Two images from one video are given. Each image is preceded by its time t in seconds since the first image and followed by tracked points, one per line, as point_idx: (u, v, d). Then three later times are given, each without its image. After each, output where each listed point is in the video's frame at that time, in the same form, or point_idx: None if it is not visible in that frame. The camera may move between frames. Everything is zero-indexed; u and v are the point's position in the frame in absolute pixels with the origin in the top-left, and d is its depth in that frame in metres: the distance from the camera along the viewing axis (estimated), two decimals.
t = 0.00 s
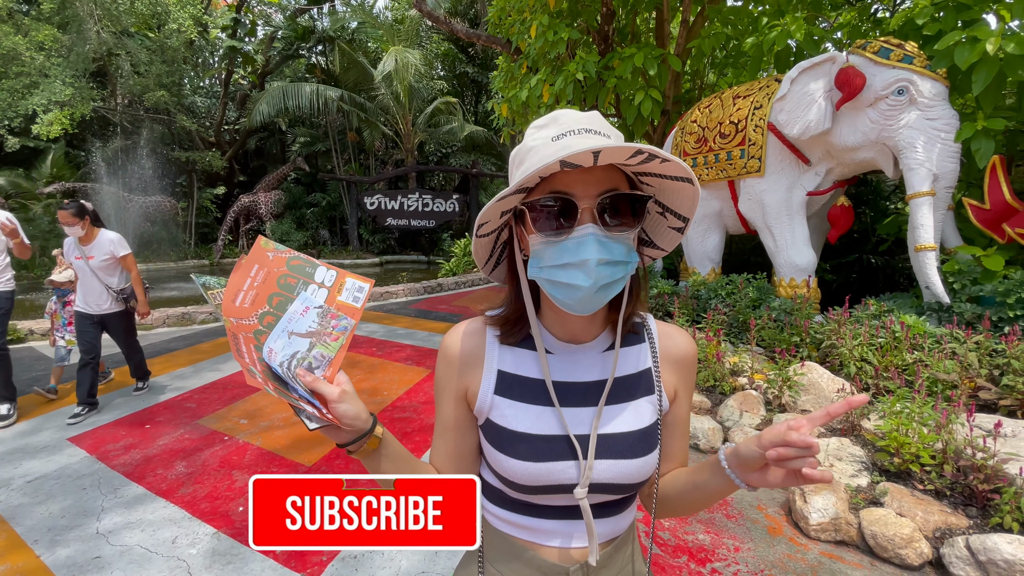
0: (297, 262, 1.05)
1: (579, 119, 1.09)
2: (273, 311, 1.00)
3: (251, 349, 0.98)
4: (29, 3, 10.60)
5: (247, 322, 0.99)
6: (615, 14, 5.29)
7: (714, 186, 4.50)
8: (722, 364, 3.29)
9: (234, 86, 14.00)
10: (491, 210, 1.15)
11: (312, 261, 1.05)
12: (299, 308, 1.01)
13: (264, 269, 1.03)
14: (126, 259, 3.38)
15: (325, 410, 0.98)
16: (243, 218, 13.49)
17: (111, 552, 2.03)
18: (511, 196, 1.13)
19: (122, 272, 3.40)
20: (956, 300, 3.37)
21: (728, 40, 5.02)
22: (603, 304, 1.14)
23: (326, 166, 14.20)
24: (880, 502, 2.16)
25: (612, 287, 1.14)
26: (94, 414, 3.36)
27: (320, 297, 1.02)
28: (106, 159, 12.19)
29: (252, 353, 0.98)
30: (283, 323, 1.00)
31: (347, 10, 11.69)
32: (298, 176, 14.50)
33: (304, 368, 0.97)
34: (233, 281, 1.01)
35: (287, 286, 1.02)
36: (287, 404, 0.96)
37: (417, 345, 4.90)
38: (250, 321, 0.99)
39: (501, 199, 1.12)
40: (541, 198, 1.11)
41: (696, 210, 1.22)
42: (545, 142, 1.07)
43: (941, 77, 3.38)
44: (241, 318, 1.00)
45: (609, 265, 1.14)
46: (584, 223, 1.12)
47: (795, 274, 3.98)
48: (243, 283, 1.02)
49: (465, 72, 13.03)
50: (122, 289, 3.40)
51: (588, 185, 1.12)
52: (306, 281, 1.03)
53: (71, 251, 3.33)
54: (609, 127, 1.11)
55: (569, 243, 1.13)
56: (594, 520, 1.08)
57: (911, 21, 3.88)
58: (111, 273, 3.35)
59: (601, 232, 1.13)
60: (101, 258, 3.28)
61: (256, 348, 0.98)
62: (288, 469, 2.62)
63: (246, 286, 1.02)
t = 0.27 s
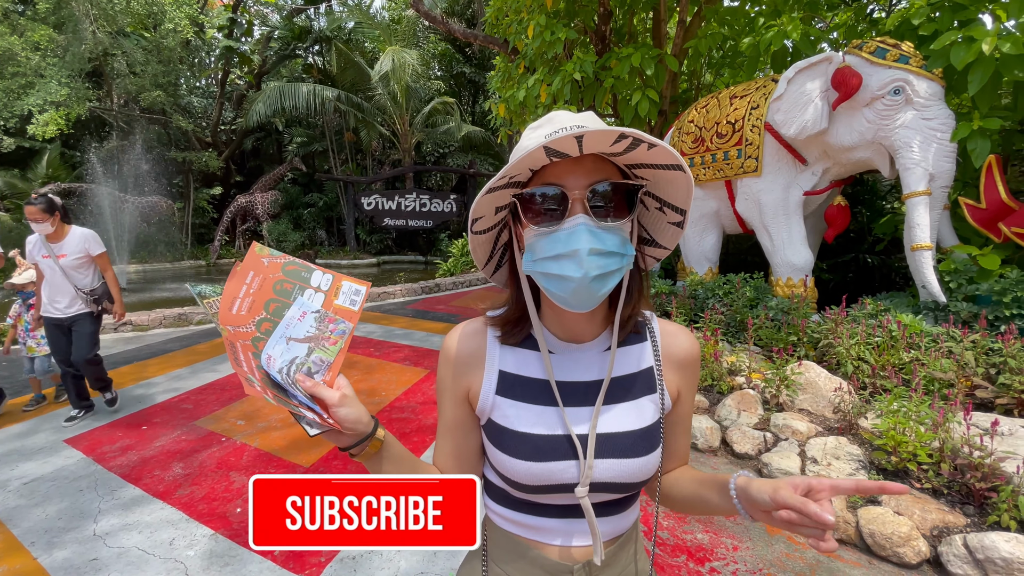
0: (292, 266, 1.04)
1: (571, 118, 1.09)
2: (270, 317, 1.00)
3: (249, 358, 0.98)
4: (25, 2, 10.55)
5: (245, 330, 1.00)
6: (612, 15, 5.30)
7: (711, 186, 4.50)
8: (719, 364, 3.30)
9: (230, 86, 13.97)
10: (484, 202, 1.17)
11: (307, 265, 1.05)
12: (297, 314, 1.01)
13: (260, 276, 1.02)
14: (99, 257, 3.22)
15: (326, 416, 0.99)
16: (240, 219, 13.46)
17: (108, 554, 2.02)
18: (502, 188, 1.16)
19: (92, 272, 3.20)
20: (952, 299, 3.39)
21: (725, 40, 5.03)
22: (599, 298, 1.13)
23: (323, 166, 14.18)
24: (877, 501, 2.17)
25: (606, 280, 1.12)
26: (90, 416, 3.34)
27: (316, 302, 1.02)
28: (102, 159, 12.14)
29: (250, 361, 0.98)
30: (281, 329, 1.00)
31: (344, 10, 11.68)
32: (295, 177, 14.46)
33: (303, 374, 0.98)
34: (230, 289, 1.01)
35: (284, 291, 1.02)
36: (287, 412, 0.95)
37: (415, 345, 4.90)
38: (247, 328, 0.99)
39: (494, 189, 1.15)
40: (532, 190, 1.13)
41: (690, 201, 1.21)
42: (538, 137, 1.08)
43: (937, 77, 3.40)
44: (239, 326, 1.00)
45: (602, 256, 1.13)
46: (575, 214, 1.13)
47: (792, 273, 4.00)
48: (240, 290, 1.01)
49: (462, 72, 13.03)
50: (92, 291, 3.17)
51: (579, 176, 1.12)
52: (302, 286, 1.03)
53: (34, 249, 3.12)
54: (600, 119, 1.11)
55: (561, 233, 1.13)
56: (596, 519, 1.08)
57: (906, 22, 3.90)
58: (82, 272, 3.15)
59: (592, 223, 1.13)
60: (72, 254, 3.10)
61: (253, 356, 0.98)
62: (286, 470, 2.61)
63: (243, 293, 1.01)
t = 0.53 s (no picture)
0: (288, 272, 1.03)
1: (571, 117, 1.08)
2: (267, 325, 1.00)
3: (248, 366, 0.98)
4: (21, 2, 10.51)
5: (243, 338, 0.99)
6: (610, 15, 5.30)
7: (709, 186, 4.51)
8: (718, 363, 3.30)
9: (227, 86, 13.94)
10: (483, 204, 1.17)
11: (302, 270, 1.03)
12: (293, 320, 1.00)
13: (255, 282, 1.00)
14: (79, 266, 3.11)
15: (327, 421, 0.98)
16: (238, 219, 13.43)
17: (105, 557, 2.01)
18: (501, 190, 1.16)
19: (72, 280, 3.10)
20: (950, 298, 3.40)
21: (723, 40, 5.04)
22: (599, 296, 1.13)
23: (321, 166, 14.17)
24: (877, 501, 2.18)
25: (606, 277, 1.12)
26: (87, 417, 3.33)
27: (313, 307, 1.00)
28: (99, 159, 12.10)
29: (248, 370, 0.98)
30: (278, 336, 0.99)
31: (341, 10, 11.67)
32: (293, 177, 14.43)
33: (303, 380, 0.97)
34: (224, 297, 0.99)
35: (280, 298, 1.01)
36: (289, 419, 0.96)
37: (413, 346, 4.89)
38: (245, 337, 0.99)
39: (493, 190, 1.14)
40: (531, 191, 1.13)
41: (688, 199, 1.21)
42: (537, 137, 1.07)
43: (934, 78, 3.41)
44: (236, 334, 0.99)
45: (601, 255, 1.13)
46: (574, 213, 1.12)
47: (791, 273, 4.00)
48: (235, 298, 1.00)
49: (460, 72, 13.02)
50: (71, 300, 3.04)
51: (577, 177, 1.11)
52: (298, 291, 1.01)
53: (9, 255, 3.00)
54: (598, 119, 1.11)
55: (561, 233, 1.13)
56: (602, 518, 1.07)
57: (903, 23, 3.91)
58: (60, 281, 3.04)
59: (591, 222, 1.13)
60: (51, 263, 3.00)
61: (252, 364, 0.98)
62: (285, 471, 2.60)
63: (238, 301, 1.00)
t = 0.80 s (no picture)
0: (271, 290, 1.00)
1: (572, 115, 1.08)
2: (252, 348, 0.97)
3: (235, 396, 0.95)
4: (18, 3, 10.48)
5: (228, 365, 0.97)
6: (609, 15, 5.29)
7: (708, 186, 4.51)
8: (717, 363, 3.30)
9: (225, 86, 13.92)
10: (484, 199, 1.17)
11: (285, 287, 1.00)
12: (280, 340, 0.97)
13: (237, 304, 0.98)
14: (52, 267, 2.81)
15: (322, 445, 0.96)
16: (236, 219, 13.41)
17: (101, 559, 2.00)
18: (503, 184, 1.15)
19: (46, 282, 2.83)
20: (949, 299, 3.40)
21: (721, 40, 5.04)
22: (604, 297, 1.12)
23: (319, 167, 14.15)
24: (876, 501, 2.17)
25: (611, 277, 1.12)
26: (84, 419, 3.31)
27: (300, 325, 0.98)
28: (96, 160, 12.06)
29: (236, 400, 0.95)
30: (265, 358, 0.97)
31: (339, 11, 11.66)
32: (291, 177, 14.41)
33: (294, 402, 0.95)
34: (206, 324, 0.96)
35: (264, 318, 0.99)
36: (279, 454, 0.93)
37: (412, 346, 4.88)
38: (229, 364, 0.96)
39: (493, 185, 1.14)
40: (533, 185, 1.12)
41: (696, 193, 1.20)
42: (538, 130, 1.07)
43: (932, 78, 3.41)
44: (219, 364, 0.96)
45: (606, 253, 1.12)
46: (577, 209, 1.12)
47: (789, 273, 4.00)
48: (217, 323, 0.97)
49: (458, 73, 13.01)
50: (38, 304, 2.75)
51: (579, 169, 1.11)
52: (283, 309, 0.98)
53: None
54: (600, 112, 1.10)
55: (564, 229, 1.12)
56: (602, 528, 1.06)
57: (902, 23, 3.92)
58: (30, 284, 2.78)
59: (595, 218, 1.12)
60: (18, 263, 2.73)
61: (239, 394, 0.95)
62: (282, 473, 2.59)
63: (221, 326, 0.97)
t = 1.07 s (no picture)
0: (229, 317, 0.99)
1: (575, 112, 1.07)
2: (217, 384, 0.96)
3: (203, 442, 0.92)
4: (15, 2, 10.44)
5: (191, 408, 0.93)
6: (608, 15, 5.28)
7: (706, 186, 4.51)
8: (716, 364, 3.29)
9: (224, 87, 13.90)
10: (487, 200, 1.15)
11: (247, 312, 1.00)
12: (248, 371, 0.98)
13: (192, 339, 0.95)
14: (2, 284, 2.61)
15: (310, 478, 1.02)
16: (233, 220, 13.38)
17: (96, 562, 1.98)
18: (507, 184, 1.13)
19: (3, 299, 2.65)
20: (948, 299, 3.40)
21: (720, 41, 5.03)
22: (612, 298, 1.11)
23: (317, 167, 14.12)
24: (876, 502, 2.17)
25: (619, 277, 1.11)
26: (79, 420, 3.28)
27: (269, 352, 0.99)
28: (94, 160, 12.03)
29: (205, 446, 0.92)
30: (234, 394, 0.96)
31: (338, 11, 11.65)
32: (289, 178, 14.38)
33: (271, 436, 0.98)
34: (159, 364, 0.92)
35: (227, 347, 0.97)
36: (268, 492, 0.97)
37: (410, 347, 4.87)
38: (193, 406, 0.93)
39: (497, 185, 1.11)
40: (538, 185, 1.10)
41: (705, 192, 1.19)
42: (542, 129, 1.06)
43: (931, 78, 3.41)
44: (181, 409, 0.92)
45: (614, 253, 1.11)
46: (584, 208, 1.11)
47: (788, 273, 4.00)
48: (172, 361, 0.93)
49: (457, 73, 13.01)
50: None
51: (586, 168, 1.10)
52: (249, 337, 0.99)
53: None
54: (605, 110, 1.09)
55: (570, 229, 1.12)
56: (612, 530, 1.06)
57: (900, 24, 3.92)
58: None
59: (602, 217, 1.11)
60: None
61: (208, 439, 0.92)
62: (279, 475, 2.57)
63: (176, 364, 0.93)
